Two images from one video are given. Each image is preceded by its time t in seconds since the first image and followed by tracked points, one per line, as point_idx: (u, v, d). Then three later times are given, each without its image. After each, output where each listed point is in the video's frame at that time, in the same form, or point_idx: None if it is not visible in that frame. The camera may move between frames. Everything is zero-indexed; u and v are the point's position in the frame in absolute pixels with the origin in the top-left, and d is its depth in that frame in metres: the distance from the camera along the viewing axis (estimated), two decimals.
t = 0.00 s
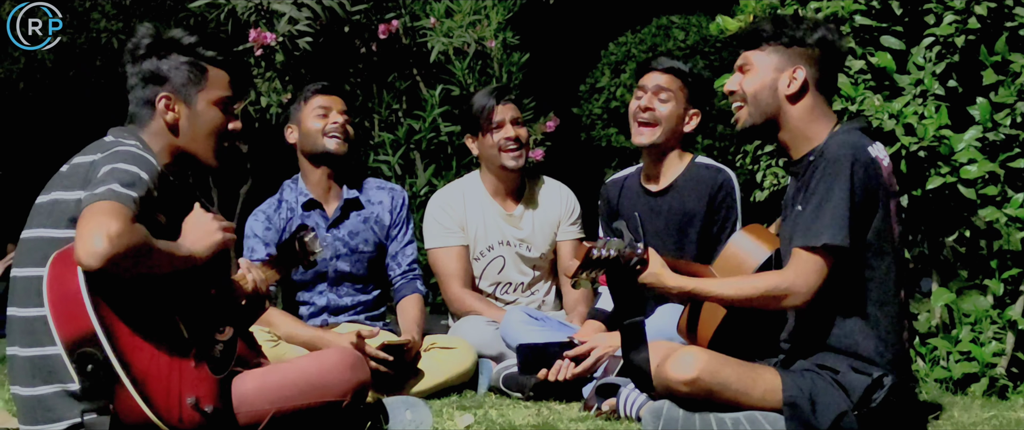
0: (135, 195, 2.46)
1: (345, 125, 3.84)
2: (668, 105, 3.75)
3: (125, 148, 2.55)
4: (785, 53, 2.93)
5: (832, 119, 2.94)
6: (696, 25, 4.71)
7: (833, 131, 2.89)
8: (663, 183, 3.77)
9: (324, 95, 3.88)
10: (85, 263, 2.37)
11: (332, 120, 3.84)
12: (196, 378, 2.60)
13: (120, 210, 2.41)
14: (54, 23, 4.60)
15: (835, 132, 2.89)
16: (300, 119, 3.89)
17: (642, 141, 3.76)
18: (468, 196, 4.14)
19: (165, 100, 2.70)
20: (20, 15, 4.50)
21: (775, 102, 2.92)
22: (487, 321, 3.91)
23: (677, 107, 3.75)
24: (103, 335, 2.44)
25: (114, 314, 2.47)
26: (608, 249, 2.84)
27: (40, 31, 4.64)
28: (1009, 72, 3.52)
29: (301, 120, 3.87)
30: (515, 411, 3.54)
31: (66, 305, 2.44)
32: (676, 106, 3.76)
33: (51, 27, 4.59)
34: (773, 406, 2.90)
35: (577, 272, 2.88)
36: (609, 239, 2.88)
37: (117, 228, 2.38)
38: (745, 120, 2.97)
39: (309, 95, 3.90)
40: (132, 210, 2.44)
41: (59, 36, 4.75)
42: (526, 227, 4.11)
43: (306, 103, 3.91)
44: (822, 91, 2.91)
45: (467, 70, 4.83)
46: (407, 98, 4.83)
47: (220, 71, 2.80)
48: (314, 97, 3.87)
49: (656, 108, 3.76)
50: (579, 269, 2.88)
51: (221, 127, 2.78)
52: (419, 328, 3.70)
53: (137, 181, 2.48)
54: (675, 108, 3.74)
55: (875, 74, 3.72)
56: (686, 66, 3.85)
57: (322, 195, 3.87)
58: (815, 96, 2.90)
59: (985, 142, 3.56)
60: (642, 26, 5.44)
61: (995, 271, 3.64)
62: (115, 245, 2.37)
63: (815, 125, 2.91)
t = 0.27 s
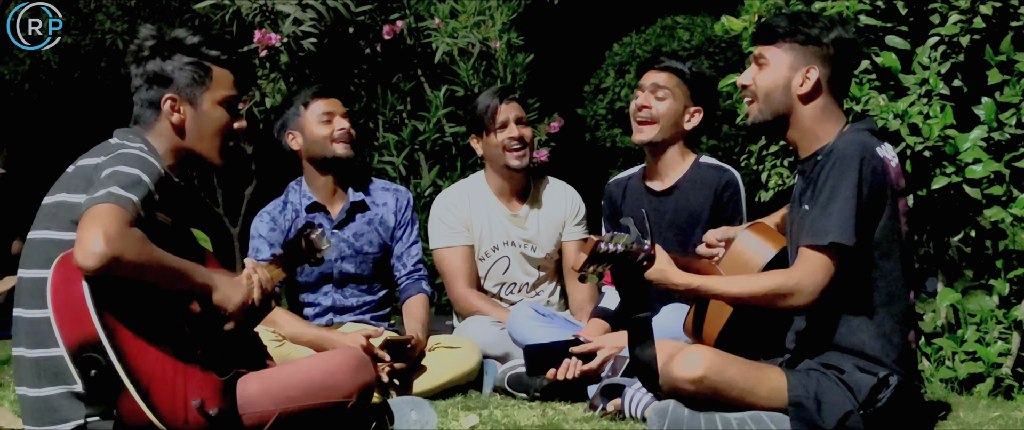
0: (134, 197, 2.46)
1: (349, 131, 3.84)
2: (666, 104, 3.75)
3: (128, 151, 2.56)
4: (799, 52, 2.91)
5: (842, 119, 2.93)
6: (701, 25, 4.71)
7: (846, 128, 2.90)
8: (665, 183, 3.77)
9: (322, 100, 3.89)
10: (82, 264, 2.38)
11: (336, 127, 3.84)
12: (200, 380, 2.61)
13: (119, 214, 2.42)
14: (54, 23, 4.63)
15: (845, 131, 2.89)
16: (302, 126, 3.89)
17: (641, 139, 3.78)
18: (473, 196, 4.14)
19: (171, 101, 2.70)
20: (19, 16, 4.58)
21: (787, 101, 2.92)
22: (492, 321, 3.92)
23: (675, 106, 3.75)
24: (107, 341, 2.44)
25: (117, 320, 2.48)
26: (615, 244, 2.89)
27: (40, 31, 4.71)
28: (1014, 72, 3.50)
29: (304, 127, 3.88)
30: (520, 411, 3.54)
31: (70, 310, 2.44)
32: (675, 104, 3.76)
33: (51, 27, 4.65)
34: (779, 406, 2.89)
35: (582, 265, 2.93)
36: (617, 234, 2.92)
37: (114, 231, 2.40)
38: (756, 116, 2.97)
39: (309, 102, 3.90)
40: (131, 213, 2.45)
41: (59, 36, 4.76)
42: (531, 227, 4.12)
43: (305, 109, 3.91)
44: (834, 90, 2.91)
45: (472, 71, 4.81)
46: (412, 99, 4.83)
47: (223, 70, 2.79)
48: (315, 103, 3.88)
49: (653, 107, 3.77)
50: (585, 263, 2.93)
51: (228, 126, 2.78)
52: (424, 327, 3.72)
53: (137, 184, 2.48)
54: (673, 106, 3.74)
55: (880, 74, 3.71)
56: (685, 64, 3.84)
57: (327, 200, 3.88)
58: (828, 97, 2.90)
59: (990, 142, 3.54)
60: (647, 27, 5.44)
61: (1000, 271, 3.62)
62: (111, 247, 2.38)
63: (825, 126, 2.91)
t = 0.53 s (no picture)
0: (141, 195, 2.47)
1: (345, 134, 3.84)
2: (664, 108, 3.76)
3: (135, 149, 2.57)
4: (792, 56, 2.92)
5: (837, 122, 2.94)
6: (704, 25, 4.71)
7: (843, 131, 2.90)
8: (671, 182, 3.77)
9: (314, 104, 3.87)
10: (86, 261, 2.36)
11: (331, 131, 3.84)
12: (202, 381, 2.61)
13: (124, 211, 2.41)
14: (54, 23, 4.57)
15: (839, 136, 2.89)
16: (297, 133, 3.88)
17: (643, 146, 3.77)
18: (476, 197, 4.14)
19: (172, 103, 2.70)
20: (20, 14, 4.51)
21: (779, 105, 2.92)
22: (495, 321, 3.92)
23: (674, 107, 3.76)
24: (108, 339, 2.43)
25: (119, 317, 2.47)
26: (611, 247, 2.85)
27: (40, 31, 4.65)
28: (1018, 71, 3.49)
29: (300, 133, 3.87)
30: (522, 411, 3.54)
31: (71, 308, 2.43)
32: (673, 107, 3.76)
33: (50, 27, 4.60)
34: (780, 406, 2.90)
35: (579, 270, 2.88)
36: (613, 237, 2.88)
37: (120, 227, 2.39)
38: (750, 121, 2.97)
39: (301, 107, 3.88)
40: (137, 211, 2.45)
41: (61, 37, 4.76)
42: (534, 227, 4.12)
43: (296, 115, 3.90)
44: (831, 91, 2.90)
45: (475, 71, 4.82)
46: (414, 99, 4.82)
47: (222, 67, 2.80)
48: (308, 108, 3.86)
49: (650, 113, 3.76)
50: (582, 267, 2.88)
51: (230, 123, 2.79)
52: (426, 325, 3.71)
53: (144, 181, 2.49)
54: (673, 109, 3.75)
55: (882, 74, 3.71)
56: (677, 63, 3.84)
57: (327, 203, 3.89)
58: (822, 100, 2.90)
59: (993, 141, 3.54)
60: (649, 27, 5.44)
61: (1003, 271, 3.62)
62: (117, 243, 2.37)
63: (820, 130, 2.91)
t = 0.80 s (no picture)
0: (145, 191, 2.49)
1: (342, 141, 3.84)
2: (663, 108, 3.76)
3: (139, 148, 2.59)
4: (803, 52, 2.92)
5: (846, 119, 2.93)
6: (706, 25, 4.70)
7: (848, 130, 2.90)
8: (666, 186, 3.77)
9: (313, 111, 3.88)
10: (95, 255, 2.37)
11: (328, 138, 3.83)
12: (210, 375, 2.59)
13: (129, 205, 2.44)
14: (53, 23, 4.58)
15: (848, 133, 2.89)
16: (294, 139, 3.88)
17: (637, 142, 3.77)
18: (479, 197, 4.14)
19: (166, 99, 2.70)
20: (18, 16, 4.51)
21: (791, 100, 2.91)
22: (498, 322, 3.93)
23: (672, 108, 3.76)
24: (119, 332, 2.42)
25: (129, 310, 2.46)
26: (621, 238, 2.86)
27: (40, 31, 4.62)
28: (1021, 71, 3.49)
29: (298, 140, 3.87)
30: (526, 411, 3.54)
31: (82, 300, 2.42)
32: (672, 106, 3.76)
33: (50, 27, 4.59)
34: (786, 405, 2.89)
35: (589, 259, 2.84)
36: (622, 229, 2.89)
37: (125, 221, 2.41)
38: (761, 117, 2.96)
39: (298, 114, 3.90)
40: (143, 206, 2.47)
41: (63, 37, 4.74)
42: (537, 227, 4.11)
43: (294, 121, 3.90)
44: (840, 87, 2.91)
45: (477, 71, 4.82)
46: (417, 99, 4.83)
47: (213, 60, 2.80)
48: (307, 115, 3.87)
49: (649, 109, 3.77)
50: (593, 256, 2.84)
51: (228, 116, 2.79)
52: (430, 328, 3.72)
53: (149, 179, 2.51)
54: (670, 109, 3.74)
55: (886, 73, 3.71)
56: (681, 65, 3.83)
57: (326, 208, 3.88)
58: (830, 97, 2.90)
59: (996, 141, 3.54)
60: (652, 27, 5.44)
61: (1007, 270, 3.62)
62: (124, 237, 2.39)
63: (829, 126, 2.90)
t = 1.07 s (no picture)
0: (150, 185, 2.50)
1: (341, 140, 3.84)
2: (659, 114, 3.75)
3: (146, 142, 2.61)
4: (799, 55, 2.92)
5: (846, 119, 2.93)
6: (707, 25, 4.69)
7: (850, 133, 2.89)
8: (670, 185, 3.78)
9: (311, 110, 3.88)
10: (99, 246, 2.37)
11: (328, 137, 3.84)
12: (212, 371, 2.58)
13: (133, 198, 2.45)
14: (53, 24, 4.54)
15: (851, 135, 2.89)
16: (293, 141, 3.89)
17: (640, 152, 3.76)
18: (480, 197, 4.14)
19: (166, 96, 2.71)
20: (19, 15, 4.46)
21: (790, 103, 2.92)
22: (498, 322, 3.92)
23: (668, 113, 3.75)
24: (123, 325, 2.42)
25: (133, 302, 2.46)
26: (632, 240, 2.89)
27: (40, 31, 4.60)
28: (1021, 70, 3.48)
29: (297, 141, 3.87)
30: (527, 411, 3.55)
31: (86, 293, 2.43)
32: (667, 110, 3.76)
33: (50, 28, 4.56)
34: (788, 405, 2.90)
35: (600, 260, 2.89)
36: (635, 231, 2.92)
37: (127, 213, 2.41)
38: (760, 123, 2.98)
39: (296, 115, 3.89)
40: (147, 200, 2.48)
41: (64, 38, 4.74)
42: (537, 228, 4.12)
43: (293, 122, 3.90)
44: (837, 84, 2.90)
45: (478, 71, 4.83)
46: (418, 100, 4.84)
47: (214, 58, 2.79)
48: (305, 115, 3.87)
49: (645, 118, 3.76)
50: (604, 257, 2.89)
51: (229, 115, 2.78)
52: (431, 327, 3.73)
53: (153, 172, 2.53)
54: (667, 113, 3.74)
55: (886, 73, 3.71)
56: (667, 66, 3.83)
57: (326, 209, 3.86)
58: (830, 98, 2.89)
59: (997, 140, 3.54)
60: (653, 27, 5.44)
61: (1007, 270, 3.62)
62: (127, 227, 2.39)
63: (828, 129, 2.90)
